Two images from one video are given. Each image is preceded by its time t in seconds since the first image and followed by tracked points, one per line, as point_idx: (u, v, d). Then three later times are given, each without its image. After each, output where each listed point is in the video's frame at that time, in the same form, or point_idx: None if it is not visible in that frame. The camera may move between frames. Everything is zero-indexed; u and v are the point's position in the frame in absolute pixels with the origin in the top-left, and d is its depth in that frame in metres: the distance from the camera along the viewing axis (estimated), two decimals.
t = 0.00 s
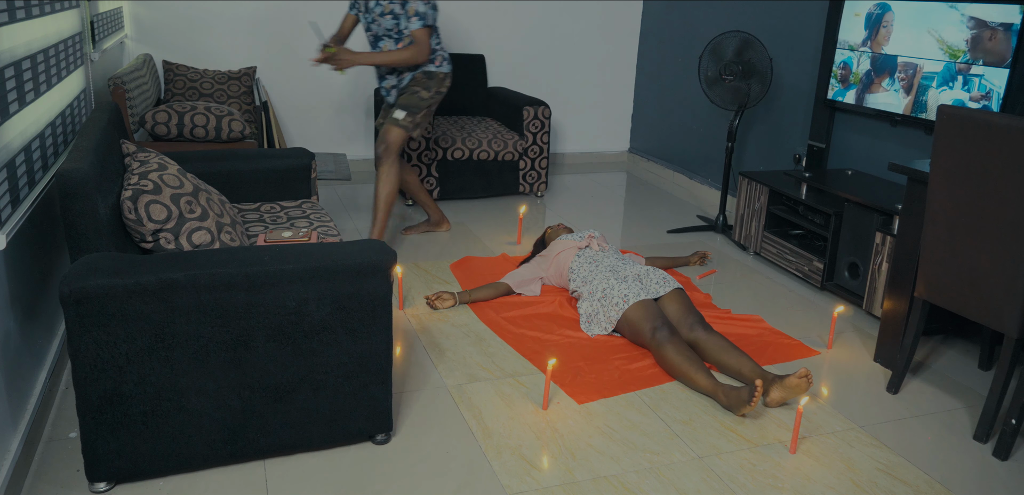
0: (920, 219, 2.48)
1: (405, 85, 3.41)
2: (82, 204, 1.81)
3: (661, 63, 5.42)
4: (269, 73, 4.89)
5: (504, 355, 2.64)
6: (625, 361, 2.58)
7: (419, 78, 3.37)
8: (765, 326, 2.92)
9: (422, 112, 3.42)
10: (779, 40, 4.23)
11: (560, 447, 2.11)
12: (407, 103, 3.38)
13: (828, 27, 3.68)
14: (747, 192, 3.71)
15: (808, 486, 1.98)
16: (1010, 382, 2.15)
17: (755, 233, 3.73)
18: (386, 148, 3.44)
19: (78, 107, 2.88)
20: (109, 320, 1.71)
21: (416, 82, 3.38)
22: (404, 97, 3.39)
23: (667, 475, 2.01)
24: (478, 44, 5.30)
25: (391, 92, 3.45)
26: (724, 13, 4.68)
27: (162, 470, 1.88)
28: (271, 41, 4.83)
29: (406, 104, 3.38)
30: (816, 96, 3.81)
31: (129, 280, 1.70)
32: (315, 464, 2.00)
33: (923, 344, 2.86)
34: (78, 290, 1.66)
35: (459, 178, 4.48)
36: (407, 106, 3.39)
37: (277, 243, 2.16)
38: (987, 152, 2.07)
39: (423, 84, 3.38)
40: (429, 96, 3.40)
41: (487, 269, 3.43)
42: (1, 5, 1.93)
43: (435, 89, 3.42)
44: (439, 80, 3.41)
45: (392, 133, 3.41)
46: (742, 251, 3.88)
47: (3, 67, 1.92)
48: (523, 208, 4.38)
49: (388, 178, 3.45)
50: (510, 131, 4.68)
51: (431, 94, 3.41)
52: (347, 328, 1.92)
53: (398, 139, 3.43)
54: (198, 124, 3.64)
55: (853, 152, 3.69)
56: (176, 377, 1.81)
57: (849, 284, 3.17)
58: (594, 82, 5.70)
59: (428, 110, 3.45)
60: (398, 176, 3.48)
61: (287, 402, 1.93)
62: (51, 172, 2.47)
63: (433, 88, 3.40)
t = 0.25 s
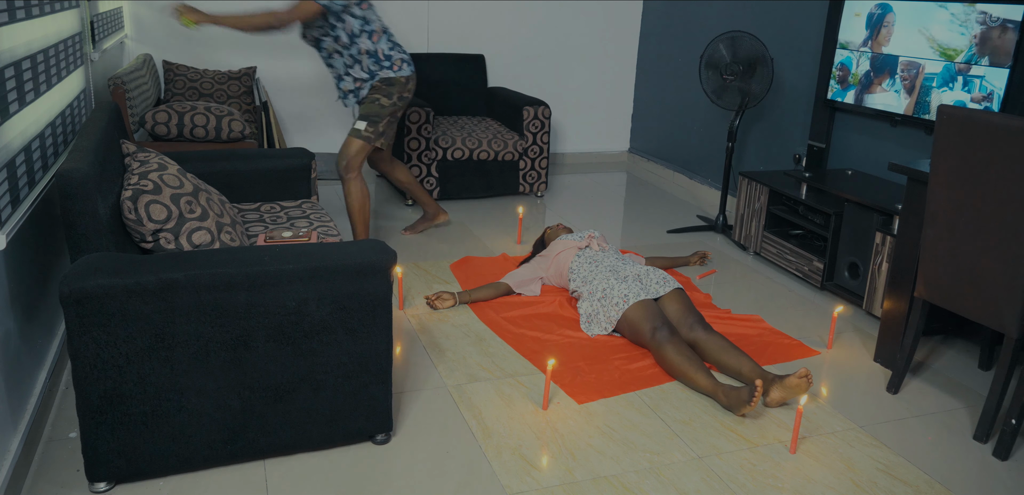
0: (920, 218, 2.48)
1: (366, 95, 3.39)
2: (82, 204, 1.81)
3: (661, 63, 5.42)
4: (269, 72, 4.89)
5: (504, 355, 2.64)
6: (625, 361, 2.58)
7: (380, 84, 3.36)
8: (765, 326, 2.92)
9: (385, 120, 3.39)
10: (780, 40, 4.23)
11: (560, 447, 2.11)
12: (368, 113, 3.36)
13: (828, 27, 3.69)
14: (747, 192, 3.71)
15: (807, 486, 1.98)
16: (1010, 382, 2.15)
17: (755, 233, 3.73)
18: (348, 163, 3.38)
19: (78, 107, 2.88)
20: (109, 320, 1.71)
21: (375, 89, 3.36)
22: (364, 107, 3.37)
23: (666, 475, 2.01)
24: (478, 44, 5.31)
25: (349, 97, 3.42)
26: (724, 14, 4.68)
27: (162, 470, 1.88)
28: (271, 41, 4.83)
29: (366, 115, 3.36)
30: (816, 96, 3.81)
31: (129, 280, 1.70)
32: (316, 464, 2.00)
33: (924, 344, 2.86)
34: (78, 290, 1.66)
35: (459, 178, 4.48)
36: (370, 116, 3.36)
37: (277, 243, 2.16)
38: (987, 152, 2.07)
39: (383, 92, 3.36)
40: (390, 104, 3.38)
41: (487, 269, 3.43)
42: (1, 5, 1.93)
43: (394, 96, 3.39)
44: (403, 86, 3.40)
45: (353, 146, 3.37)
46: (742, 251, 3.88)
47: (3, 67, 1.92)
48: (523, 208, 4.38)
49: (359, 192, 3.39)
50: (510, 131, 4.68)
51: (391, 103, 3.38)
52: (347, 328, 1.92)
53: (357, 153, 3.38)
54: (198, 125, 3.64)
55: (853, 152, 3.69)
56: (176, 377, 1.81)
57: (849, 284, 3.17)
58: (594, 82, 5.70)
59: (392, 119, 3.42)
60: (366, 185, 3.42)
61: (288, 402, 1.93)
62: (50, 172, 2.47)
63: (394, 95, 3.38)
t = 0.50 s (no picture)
0: (920, 218, 2.48)
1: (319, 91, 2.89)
2: (83, 204, 1.81)
3: (661, 63, 5.42)
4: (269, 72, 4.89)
5: (504, 355, 2.64)
6: (625, 361, 2.58)
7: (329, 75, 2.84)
8: (765, 326, 2.92)
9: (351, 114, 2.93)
10: (779, 40, 4.23)
11: (560, 447, 2.11)
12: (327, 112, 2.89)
13: (828, 27, 3.69)
14: (747, 192, 3.71)
15: (807, 486, 1.98)
16: (1010, 382, 2.15)
17: (755, 233, 3.73)
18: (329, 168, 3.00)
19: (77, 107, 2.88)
20: (109, 320, 1.71)
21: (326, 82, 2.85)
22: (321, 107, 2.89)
23: (666, 475, 2.01)
24: (478, 44, 5.31)
25: (289, 84, 2.79)
26: (724, 14, 4.68)
27: (162, 470, 1.88)
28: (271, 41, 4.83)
29: (329, 116, 2.89)
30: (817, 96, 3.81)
31: (129, 279, 1.70)
32: (315, 464, 2.00)
33: (923, 344, 2.86)
34: (78, 290, 1.66)
35: (458, 178, 4.48)
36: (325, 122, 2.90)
37: (277, 243, 2.16)
38: (987, 151, 2.07)
39: (336, 83, 2.86)
40: (347, 96, 2.89)
41: (487, 268, 3.43)
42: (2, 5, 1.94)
43: (347, 84, 2.87)
44: (355, 72, 2.88)
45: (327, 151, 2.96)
46: (742, 251, 3.88)
47: (3, 67, 1.92)
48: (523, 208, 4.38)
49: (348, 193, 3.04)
50: (510, 131, 4.68)
51: (348, 96, 2.89)
52: (347, 329, 1.92)
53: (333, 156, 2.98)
54: (198, 124, 3.64)
55: (853, 152, 3.69)
56: (176, 377, 1.81)
57: (849, 284, 3.17)
58: (594, 82, 5.70)
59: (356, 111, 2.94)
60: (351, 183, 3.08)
61: (288, 402, 1.93)
62: (50, 172, 2.47)
63: (349, 84, 2.87)
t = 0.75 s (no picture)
0: (920, 218, 2.48)
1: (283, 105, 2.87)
2: (82, 204, 1.81)
3: (661, 64, 5.42)
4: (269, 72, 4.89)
5: (504, 355, 2.64)
6: (625, 361, 2.58)
7: (286, 86, 2.79)
8: (765, 326, 2.92)
9: (322, 119, 2.90)
10: (779, 40, 4.23)
11: (560, 447, 2.11)
12: (300, 126, 2.89)
13: (828, 27, 3.68)
14: (747, 192, 3.71)
15: (807, 486, 1.98)
16: (1010, 382, 2.15)
17: (755, 233, 3.73)
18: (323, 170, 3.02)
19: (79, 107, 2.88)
20: (109, 320, 1.71)
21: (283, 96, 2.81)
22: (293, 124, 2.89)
23: (666, 475, 2.01)
24: (479, 44, 5.31)
25: (231, 92, 2.71)
26: (724, 14, 4.68)
27: (162, 470, 1.88)
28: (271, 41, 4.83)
29: (302, 130, 2.89)
30: (817, 96, 3.81)
31: (129, 280, 1.70)
32: (316, 464, 2.00)
33: (923, 344, 2.86)
34: (78, 290, 1.66)
35: (458, 178, 4.48)
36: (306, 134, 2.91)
37: (277, 243, 2.16)
38: (987, 151, 2.07)
39: (294, 94, 2.82)
40: (310, 104, 2.85)
41: (487, 268, 3.43)
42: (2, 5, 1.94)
43: (306, 91, 2.83)
44: (313, 74, 2.82)
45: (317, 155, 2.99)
46: (742, 251, 3.88)
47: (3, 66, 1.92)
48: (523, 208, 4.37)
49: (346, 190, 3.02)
50: (510, 131, 4.68)
51: (311, 102, 2.85)
52: (347, 329, 1.92)
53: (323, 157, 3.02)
54: (198, 124, 3.63)
55: (853, 152, 3.69)
56: (176, 377, 1.81)
57: (849, 284, 3.17)
58: (594, 82, 5.70)
59: (327, 114, 2.90)
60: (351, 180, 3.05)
61: (287, 402, 1.93)
62: (51, 172, 2.47)
63: (307, 91, 2.82)
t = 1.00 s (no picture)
0: (920, 218, 2.48)
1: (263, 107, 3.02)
2: (82, 204, 1.81)
3: (660, 63, 5.42)
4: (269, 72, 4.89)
5: (504, 355, 2.64)
6: (625, 361, 2.58)
7: (263, 87, 2.94)
8: (765, 326, 2.92)
9: (307, 118, 3.07)
10: (780, 40, 4.23)
11: (560, 447, 2.11)
12: (287, 130, 3.05)
13: (828, 27, 3.69)
14: (747, 192, 3.71)
15: (808, 486, 1.98)
16: (1010, 382, 2.15)
17: (755, 233, 3.73)
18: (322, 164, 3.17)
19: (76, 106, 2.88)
20: (109, 320, 1.71)
21: (261, 97, 2.96)
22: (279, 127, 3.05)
23: (666, 475, 2.01)
24: (479, 44, 5.31)
25: (216, 91, 2.90)
26: (724, 14, 4.68)
27: (162, 470, 1.88)
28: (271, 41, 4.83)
29: (291, 133, 3.06)
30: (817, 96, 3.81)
31: (129, 279, 1.70)
32: (316, 464, 2.00)
33: (924, 344, 2.86)
34: (78, 290, 1.66)
35: (458, 178, 4.48)
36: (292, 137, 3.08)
37: (277, 243, 2.16)
38: (987, 151, 2.07)
39: (273, 96, 2.97)
40: (289, 105, 3.01)
41: (487, 268, 3.43)
42: None
43: (285, 92, 2.98)
44: (290, 75, 2.98)
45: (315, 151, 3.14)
46: (742, 251, 3.88)
47: None
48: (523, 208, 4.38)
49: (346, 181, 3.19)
50: (510, 131, 4.68)
51: (289, 102, 3.01)
52: (347, 329, 1.92)
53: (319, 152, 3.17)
54: (198, 124, 3.63)
55: (853, 152, 3.69)
56: (176, 377, 1.81)
57: (849, 284, 3.17)
58: (594, 82, 5.70)
59: (311, 113, 3.07)
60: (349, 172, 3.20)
61: (287, 402, 1.93)
62: (49, 172, 2.48)
63: (285, 91, 2.98)
